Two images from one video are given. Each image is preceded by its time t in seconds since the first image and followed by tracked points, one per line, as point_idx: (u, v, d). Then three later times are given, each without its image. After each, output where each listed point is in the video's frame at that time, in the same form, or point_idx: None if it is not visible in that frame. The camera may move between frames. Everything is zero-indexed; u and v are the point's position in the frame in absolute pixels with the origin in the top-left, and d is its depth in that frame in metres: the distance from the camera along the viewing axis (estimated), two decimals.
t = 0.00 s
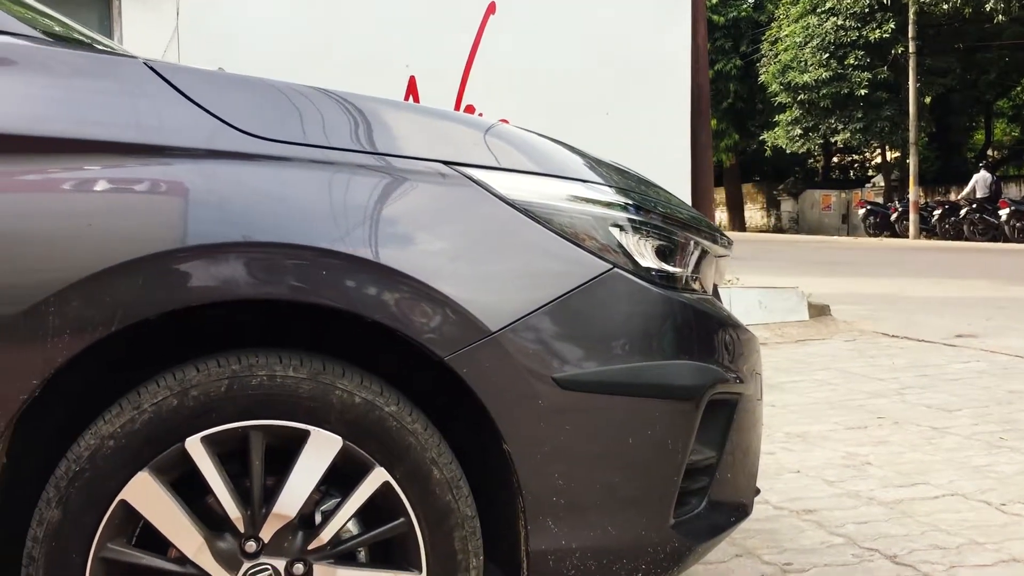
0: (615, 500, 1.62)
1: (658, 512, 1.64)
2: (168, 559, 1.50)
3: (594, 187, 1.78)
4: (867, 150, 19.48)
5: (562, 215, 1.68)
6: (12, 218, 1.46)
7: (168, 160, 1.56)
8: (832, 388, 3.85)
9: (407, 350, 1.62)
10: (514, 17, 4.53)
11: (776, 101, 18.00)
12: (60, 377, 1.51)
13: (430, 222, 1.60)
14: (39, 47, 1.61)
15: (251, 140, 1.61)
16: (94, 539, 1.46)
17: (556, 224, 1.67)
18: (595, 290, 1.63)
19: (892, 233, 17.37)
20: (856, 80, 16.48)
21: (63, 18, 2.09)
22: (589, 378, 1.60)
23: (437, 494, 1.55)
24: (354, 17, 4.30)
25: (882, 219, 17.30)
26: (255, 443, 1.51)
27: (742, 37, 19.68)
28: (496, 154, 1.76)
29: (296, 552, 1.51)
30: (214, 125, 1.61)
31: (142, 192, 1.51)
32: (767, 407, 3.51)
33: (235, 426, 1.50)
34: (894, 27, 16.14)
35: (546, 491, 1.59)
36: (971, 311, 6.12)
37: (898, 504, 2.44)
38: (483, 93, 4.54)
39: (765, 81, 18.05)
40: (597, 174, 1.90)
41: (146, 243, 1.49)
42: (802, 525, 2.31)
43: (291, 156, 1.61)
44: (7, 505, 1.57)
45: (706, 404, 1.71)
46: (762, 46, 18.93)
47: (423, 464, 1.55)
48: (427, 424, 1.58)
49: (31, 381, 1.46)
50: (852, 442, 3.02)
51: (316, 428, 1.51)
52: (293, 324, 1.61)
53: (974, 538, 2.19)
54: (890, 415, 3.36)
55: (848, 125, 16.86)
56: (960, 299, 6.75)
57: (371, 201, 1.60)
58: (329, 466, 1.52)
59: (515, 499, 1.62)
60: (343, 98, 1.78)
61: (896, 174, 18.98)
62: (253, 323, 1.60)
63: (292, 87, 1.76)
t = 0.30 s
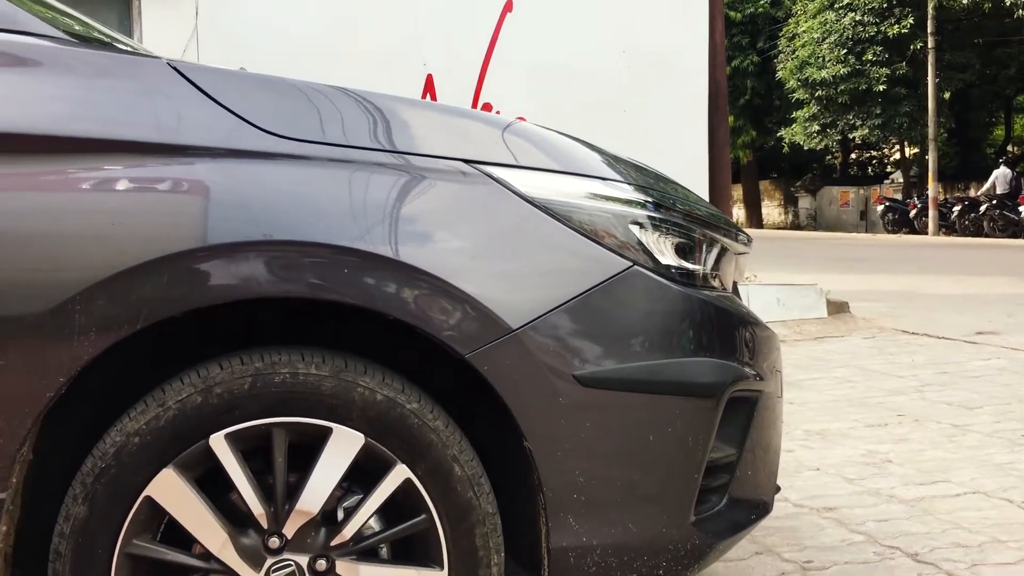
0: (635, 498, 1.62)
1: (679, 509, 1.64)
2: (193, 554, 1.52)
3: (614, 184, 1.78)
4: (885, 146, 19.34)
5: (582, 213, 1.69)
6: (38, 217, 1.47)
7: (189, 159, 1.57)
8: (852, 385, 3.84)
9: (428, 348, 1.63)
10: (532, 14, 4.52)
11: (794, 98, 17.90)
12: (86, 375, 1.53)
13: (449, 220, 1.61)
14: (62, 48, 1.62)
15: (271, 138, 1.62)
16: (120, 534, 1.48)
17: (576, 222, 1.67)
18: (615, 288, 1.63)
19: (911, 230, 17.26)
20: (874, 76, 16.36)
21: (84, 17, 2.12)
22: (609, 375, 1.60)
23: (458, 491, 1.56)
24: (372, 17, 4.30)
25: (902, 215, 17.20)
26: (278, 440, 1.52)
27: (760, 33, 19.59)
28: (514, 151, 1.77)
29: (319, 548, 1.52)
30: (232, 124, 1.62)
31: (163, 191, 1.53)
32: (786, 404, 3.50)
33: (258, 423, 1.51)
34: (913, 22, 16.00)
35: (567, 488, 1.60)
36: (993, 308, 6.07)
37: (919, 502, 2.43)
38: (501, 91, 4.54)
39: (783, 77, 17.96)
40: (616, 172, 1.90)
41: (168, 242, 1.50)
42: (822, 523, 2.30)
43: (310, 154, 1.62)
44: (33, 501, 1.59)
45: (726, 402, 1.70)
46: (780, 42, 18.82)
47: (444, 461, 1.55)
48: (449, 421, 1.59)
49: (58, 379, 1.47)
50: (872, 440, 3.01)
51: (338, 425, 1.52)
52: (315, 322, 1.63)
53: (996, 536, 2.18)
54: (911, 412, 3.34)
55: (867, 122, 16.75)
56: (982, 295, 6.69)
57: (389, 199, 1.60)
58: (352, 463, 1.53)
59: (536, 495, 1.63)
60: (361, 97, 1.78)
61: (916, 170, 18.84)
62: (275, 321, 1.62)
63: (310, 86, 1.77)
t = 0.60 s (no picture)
0: (663, 496, 1.62)
1: (707, 507, 1.64)
2: (224, 550, 1.53)
3: (640, 183, 1.78)
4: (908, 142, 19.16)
5: (608, 211, 1.69)
6: (71, 218, 1.49)
7: (217, 159, 1.58)
8: (878, 384, 3.81)
9: (456, 347, 1.63)
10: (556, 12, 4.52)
11: (817, 93, 17.76)
12: (119, 373, 1.54)
13: (475, 219, 1.62)
14: (93, 49, 1.64)
15: (297, 138, 1.63)
16: (153, 531, 1.49)
17: (602, 220, 1.67)
18: (642, 286, 1.63)
19: (937, 226, 17.11)
20: (899, 72, 16.21)
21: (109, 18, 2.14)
22: (636, 373, 1.60)
23: (486, 489, 1.56)
24: (396, 16, 4.32)
25: (927, 212, 17.05)
26: (308, 438, 1.53)
27: (782, 29, 19.48)
28: (539, 150, 1.77)
29: (348, 545, 1.53)
30: (259, 124, 1.63)
31: (191, 191, 1.54)
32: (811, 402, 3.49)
33: (289, 421, 1.52)
34: (938, 17, 15.85)
35: (595, 486, 1.60)
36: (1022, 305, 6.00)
37: (947, 501, 2.41)
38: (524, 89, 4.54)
39: (805, 73, 17.83)
40: (641, 170, 1.90)
41: (198, 242, 1.51)
42: (849, 522, 2.29)
43: (337, 154, 1.63)
44: (67, 499, 1.60)
45: (754, 400, 1.70)
46: (803, 38, 18.69)
47: (473, 458, 1.56)
48: (477, 419, 1.59)
49: (92, 377, 1.49)
50: (899, 438, 2.99)
51: (368, 423, 1.53)
52: (343, 321, 1.64)
53: None
54: (938, 411, 3.32)
55: (891, 117, 16.61)
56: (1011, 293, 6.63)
57: (416, 198, 1.61)
58: (381, 461, 1.54)
59: (564, 494, 1.63)
60: (386, 97, 1.79)
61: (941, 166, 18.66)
62: (304, 320, 1.63)
63: (335, 86, 1.78)
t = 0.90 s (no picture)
0: (686, 497, 1.62)
1: (730, 508, 1.64)
2: (250, 550, 1.54)
3: (662, 183, 1.78)
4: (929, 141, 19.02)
5: (630, 211, 1.69)
6: (95, 220, 1.50)
7: (239, 161, 1.59)
8: (900, 384, 3.79)
9: (479, 347, 1.64)
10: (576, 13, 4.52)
11: (837, 92, 17.66)
12: (144, 374, 1.56)
13: (496, 220, 1.62)
14: (118, 52, 1.65)
15: (318, 139, 1.64)
16: (179, 530, 1.50)
17: (624, 220, 1.67)
18: (664, 287, 1.63)
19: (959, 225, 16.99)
20: (920, 70, 16.09)
21: (129, 17, 2.17)
22: (659, 374, 1.60)
23: (509, 489, 1.57)
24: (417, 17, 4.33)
25: (949, 212, 16.93)
26: (333, 439, 1.54)
27: (802, 28, 19.39)
28: (559, 150, 1.77)
29: (372, 545, 1.54)
30: (280, 125, 1.64)
31: (214, 193, 1.55)
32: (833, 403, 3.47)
33: (314, 422, 1.53)
34: (960, 15, 15.72)
35: (618, 486, 1.60)
36: None
37: (971, 502, 2.39)
38: (543, 90, 4.54)
39: (825, 72, 17.72)
40: (663, 170, 1.90)
41: (223, 243, 1.52)
42: (873, 523, 2.28)
43: (358, 155, 1.64)
44: (94, 499, 1.62)
45: (778, 401, 1.70)
46: (822, 36, 18.59)
47: (496, 458, 1.56)
48: (500, 420, 1.60)
49: (119, 377, 1.50)
50: (922, 439, 2.97)
51: (392, 424, 1.54)
52: (367, 322, 1.64)
53: None
54: (962, 411, 3.29)
55: (911, 116, 16.49)
56: None
57: (437, 199, 1.62)
58: (405, 462, 1.54)
59: (587, 494, 1.63)
60: (405, 97, 1.80)
61: (962, 165, 18.50)
62: (328, 321, 1.64)
63: (355, 87, 1.78)
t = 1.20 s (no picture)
0: (716, 499, 1.61)
1: (760, 510, 1.63)
2: (282, 549, 1.55)
3: (691, 185, 1.77)
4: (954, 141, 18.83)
5: (659, 213, 1.68)
6: (128, 222, 1.52)
7: (268, 164, 1.60)
8: (927, 386, 3.76)
9: (508, 348, 1.64)
10: (600, 14, 4.51)
11: (861, 92, 17.50)
12: (178, 374, 1.57)
13: (524, 222, 1.62)
14: (152, 57, 1.67)
15: (345, 141, 1.65)
16: (213, 529, 1.52)
17: (652, 222, 1.67)
18: (693, 289, 1.62)
19: (985, 226, 16.81)
20: (945, 69, 15.93)
21: (152, 17, 2.20)
22: (688, 376, 1.59)
23: (540, 491, 1.57)
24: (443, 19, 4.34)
25: (977, 212, 16.75)
26: (364, 439, 1.55)
27: (826, 27, 19.27)
28: (586, 151, 1.77)
29: (403, 545, 1.55)
30: (309, 128, 1.65)
31: (245, 195, 1.56)
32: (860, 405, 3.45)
33: (345, 422, 1.54)
34: (986, 13, 15.55)
35: (648, 488, 1.60)
36: None
37: (1002, 506, 2.37)
38: (567, 91, 4.54)
39: (849, 71, 17.58)
40: (691, 171, 1.89)
41: (254, 245, 1.54)
42: (902, 526, 2.26)
43: (385, 157, 1.64)
44: (128, 498, 1.64)
45: (808, 403, 1.69)
46: (846, 36, 18.44)
47: (526, 459, 1.57)
48: (529, 421, 1.60)
49: (154, 378, 1.52)
50: (952, 442, 2.94)
51: (422, 425, 1.55)
52: (397, 323, 1.65)
53: None
54: (991, 414, 3.26)
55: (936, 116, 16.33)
56: None
57: (464, 201, 1.62)
58: (435, 462, 1.55)
59: (616, 496, 1.63)
60: (431, 100, 1.80)
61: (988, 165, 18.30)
62: (358, 322, 1.65)
63: (381, 90, 1.79)
